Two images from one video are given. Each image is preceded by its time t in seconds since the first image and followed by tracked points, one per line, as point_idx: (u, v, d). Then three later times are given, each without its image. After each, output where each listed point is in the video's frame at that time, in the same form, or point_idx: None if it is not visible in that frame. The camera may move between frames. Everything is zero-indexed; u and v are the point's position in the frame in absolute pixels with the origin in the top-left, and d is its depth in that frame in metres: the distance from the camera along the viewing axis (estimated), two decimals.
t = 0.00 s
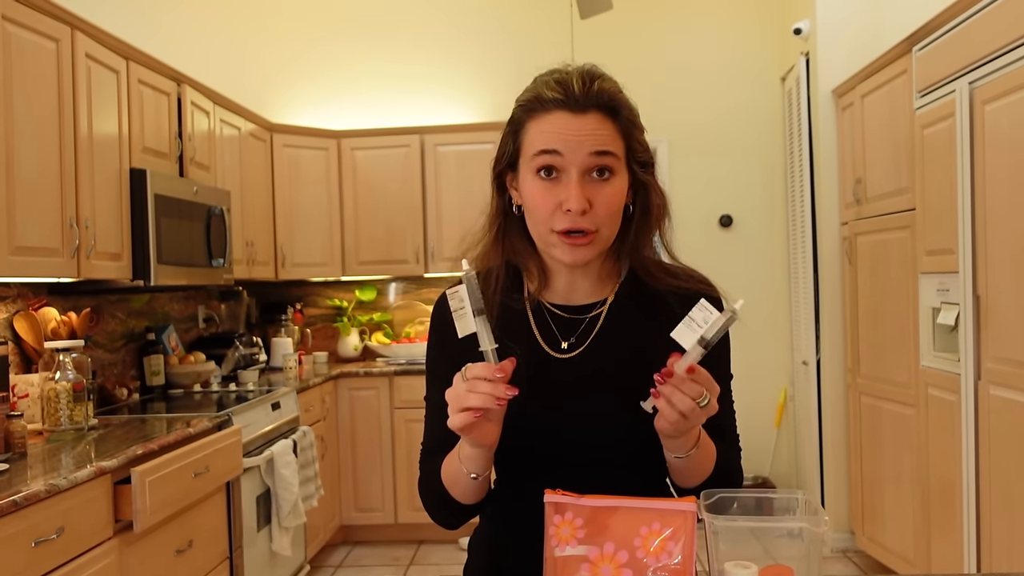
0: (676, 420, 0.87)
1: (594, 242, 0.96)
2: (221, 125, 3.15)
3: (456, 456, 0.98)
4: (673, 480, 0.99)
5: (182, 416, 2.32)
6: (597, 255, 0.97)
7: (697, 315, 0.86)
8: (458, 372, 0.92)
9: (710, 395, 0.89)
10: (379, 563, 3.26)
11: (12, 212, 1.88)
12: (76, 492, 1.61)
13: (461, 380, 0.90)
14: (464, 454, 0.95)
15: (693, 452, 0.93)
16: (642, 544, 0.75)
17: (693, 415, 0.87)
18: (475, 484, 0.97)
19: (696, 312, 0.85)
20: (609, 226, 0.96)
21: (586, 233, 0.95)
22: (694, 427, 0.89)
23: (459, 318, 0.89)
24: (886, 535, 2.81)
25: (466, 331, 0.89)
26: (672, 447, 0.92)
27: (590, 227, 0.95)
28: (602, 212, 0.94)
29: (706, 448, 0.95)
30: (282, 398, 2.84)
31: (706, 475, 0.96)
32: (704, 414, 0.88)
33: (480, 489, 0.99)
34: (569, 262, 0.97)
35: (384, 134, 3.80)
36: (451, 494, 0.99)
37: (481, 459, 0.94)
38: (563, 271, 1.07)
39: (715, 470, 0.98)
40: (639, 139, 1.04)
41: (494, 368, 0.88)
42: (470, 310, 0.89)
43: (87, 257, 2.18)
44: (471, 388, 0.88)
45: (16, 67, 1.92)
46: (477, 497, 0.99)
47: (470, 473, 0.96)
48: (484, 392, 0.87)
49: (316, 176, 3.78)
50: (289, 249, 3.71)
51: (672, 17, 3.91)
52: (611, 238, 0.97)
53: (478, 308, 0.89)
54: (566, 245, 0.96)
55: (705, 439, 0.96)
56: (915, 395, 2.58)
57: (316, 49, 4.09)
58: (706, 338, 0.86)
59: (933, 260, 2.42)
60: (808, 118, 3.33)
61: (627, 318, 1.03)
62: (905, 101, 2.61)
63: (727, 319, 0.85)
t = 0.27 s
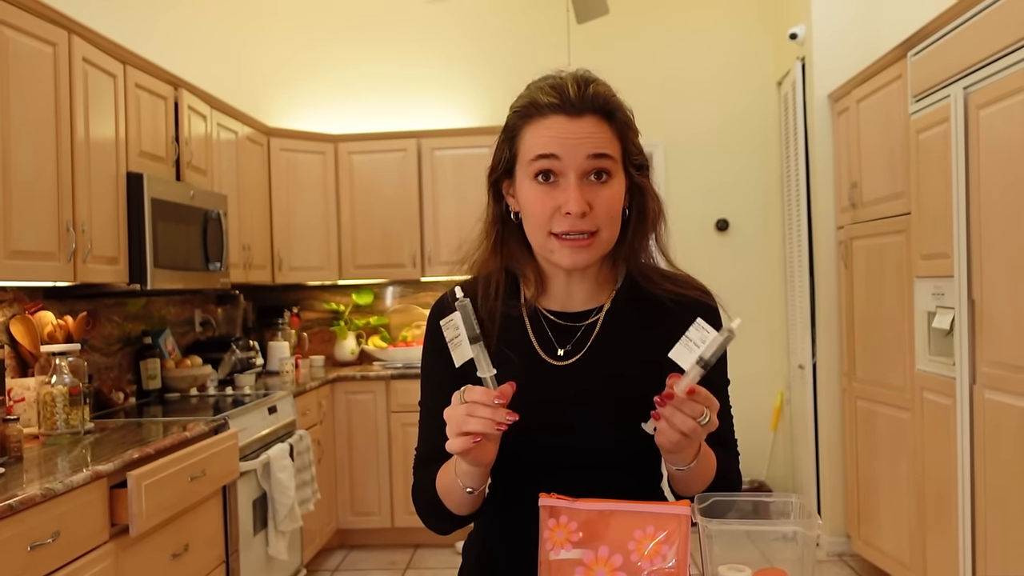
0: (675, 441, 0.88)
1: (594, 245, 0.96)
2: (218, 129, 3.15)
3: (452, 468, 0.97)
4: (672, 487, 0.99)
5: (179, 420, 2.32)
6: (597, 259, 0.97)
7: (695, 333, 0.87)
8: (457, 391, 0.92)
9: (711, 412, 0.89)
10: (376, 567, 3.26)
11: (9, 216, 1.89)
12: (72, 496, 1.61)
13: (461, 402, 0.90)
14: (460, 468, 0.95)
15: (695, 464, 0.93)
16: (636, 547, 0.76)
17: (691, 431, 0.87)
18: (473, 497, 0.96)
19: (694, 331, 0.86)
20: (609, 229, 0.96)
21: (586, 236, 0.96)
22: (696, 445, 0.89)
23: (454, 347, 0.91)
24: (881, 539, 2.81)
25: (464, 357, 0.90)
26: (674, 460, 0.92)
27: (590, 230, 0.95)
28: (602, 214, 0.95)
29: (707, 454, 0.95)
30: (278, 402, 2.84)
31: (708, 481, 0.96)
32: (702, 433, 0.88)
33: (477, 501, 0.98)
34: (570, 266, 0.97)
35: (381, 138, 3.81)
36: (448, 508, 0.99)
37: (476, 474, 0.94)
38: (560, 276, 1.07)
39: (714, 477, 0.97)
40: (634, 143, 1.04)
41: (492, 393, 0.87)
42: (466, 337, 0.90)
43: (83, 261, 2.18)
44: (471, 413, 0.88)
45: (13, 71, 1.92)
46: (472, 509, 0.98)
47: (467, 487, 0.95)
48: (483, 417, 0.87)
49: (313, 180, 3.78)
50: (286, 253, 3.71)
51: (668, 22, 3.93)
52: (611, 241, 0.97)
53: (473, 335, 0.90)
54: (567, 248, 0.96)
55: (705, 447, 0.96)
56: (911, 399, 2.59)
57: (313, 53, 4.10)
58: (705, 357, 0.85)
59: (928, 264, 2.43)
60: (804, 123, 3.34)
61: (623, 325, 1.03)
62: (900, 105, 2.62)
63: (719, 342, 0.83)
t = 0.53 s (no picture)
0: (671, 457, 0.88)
1: (586, 240, 0.96)
2: (216, 133, 3.15)
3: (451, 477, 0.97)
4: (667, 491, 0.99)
5: (175, 423, 2.32)
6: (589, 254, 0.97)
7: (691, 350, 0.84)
8: (459, 409, 0.91)
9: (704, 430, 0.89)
10: (373, 571, 3.26)
11: (7, 219, 1.89)
12: (69, 500, 1.61)
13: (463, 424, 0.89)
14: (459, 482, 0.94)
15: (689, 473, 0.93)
16: (632, 551, 0.76)
17: (685, 448, 0.87)
18: (472, 508, 0.96)
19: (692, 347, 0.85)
20: (601, 225, 0.96)
21: (578, 232, 0.96)
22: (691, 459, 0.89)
23: (459, 371, 0.92)
24: (878, 543, 2.82)
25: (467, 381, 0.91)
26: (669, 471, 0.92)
27: (582, 226, 0.95)
28: (593, 210, 0.95)
29: (700, 463, 0.95)
30: (275, 406, 2.84)
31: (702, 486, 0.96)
32: (696, 448, 0.88)
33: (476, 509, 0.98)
34: (562, 261, 0.97)
35: (378, 142, 3.81)
36: (448, 515, 0.99)
37: (476, 488, 0.94)
38: (556, 276, 1.07)
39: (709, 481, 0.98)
40: (626, 141, 1.05)
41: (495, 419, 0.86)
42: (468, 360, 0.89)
43: (81, 264, 2.18)
44: (473, 440, 0.88)
45: (10, 75, 1.92)
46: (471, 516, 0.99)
47: (466, 498, 0.96)
48: (485, 445, 0.87)
49: (311, 184, 3.78)
50: (283, 257, 3.72)
51: (665, 27, 3.94)
52: (603, 237, 0.97)
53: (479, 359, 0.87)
54: (558, 244, 0.96)
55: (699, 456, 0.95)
56: (907, 403, 2.59)
57: (311, 57, 4.10)
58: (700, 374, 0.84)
59: (924, 269, 2.43)
60: (801, 128, 3.35)
61: (622, 326, 1.03)
62: (896, 111, 2.64)
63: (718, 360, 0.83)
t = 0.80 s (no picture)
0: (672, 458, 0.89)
1: (575, 236, 0.96)
2: (214, 135, 3.15)
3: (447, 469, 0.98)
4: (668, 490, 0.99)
5: (173, 426, 2.32)
6: (579, 249, 0.97)
7: (693, 351, 0.87)
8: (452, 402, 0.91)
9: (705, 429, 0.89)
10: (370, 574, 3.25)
11: (4, 221, 1.89)
12: (66, 503, 1.61)
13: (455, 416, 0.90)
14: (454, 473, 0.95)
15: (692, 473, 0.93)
16: (628, 553, 0.76)
17: (686, 449, 0.88)
18: (466, 501, 0.97)
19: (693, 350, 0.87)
20: (591, 221, 0.96)
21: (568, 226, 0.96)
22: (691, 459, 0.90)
23: (452, 364, 0.93)
24: (875, 546, 2.82)
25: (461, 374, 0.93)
26: (671, 471, 0.92)
27: (571, 221, 0.95)
28: (583, 205, 0.95)
29: (701, 465, 0.96)
30: (273, 408, 2.84)
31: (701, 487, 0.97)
32: (696, 448, 0.89)
33: (470, 503, 0.98)
34: (553, 257, 0.98)
35: (376, 145, 3.81)
36: (444, 508, 0.99)
37: (470, 479, 0.94)
38: (558, 274, 1.06)
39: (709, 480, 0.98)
40: (623, 139, 1.03)
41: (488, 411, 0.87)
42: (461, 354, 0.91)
43: (78, 267, 2.18)
44: (465, 430, 0.88)
45: (8, 78, 1.92)
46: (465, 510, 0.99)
47: (460, 491, 0.96)
48: (477, 434, 0.87)
49: (309, 186, 3.79)
50: (281, 260, 3.72)
51: (663, 31, 3.95)
52: (595, 232, 0.97)
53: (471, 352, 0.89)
54: (549, 238, 0.96)
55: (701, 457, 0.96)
56: (904, 406, 2.60)
57: (309, 60, 4.11)
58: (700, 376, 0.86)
59: (921, 272, 2.44)
60: (799, 131, 3.36)
61: (624, 322, 1.02)
62: (893, 114, 2.65)
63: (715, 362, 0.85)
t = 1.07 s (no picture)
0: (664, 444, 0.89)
1: (578, 227, 0.96)
2: (212, 138, 3.16)
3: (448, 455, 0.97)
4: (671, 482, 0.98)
5: (172, 428, 2.31)
6: (583, 241, 0.97)
7: (698, 359, 0.88)
8: (469, 386, 0.90)
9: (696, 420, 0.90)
10: None
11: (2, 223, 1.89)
12: (64, 505, 1.61)
13: (472, 401, 0.89)
14: (454, 457, 0.94)
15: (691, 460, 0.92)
16: (626, 549, 0.76)
17: (680, 437, 0.88)
18: (464, 488, 0.95)
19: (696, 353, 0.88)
20: (594, 212, 0.96)
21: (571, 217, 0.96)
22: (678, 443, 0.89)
23: (480, 351, 0.90)
24: (875, 545, 2.82)
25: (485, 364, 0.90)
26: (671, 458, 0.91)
27: (575, 213, 0.96)
28: (586, 197, 0.95)
29: (702, 452, 0.93)
30: (272, 410, 2.84)
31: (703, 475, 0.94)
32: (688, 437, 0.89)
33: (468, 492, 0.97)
34: (559, 249, 0.98)
35: (374, 147, 3.82)
36: (441, 496, 0.98)
37: (470, 465, 0.93)
38: (563, 268, 1.06)
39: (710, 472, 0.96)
40: (626, 133, 1.03)
41: (507, 401, 0.87)
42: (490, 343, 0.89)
43: (76, 269, 2.18)
44: (481, 418, 0.87)
45: (6, 81, 1.92)
46: (462, 498, 0.98)
47: (458, 477, 0.95)
48: (492, 422, 0.87)
49: (307, 189, 3.79)
50: (279, 262, 3.72)
51: (660, 31, 3.96)
52: (598, 224, 0.97)
53: (500, 341, 0.87)
54: (554, 230, 0.97)
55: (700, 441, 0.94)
56: (903, 405, 2.60)
57: (307, 62, 4.11)
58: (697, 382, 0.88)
59: (919, 271, 2.44)
60: (796, 131, 3.37)
61: (628, 312, 1.02)
62: (890, 114, 2.65)
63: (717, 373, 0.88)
